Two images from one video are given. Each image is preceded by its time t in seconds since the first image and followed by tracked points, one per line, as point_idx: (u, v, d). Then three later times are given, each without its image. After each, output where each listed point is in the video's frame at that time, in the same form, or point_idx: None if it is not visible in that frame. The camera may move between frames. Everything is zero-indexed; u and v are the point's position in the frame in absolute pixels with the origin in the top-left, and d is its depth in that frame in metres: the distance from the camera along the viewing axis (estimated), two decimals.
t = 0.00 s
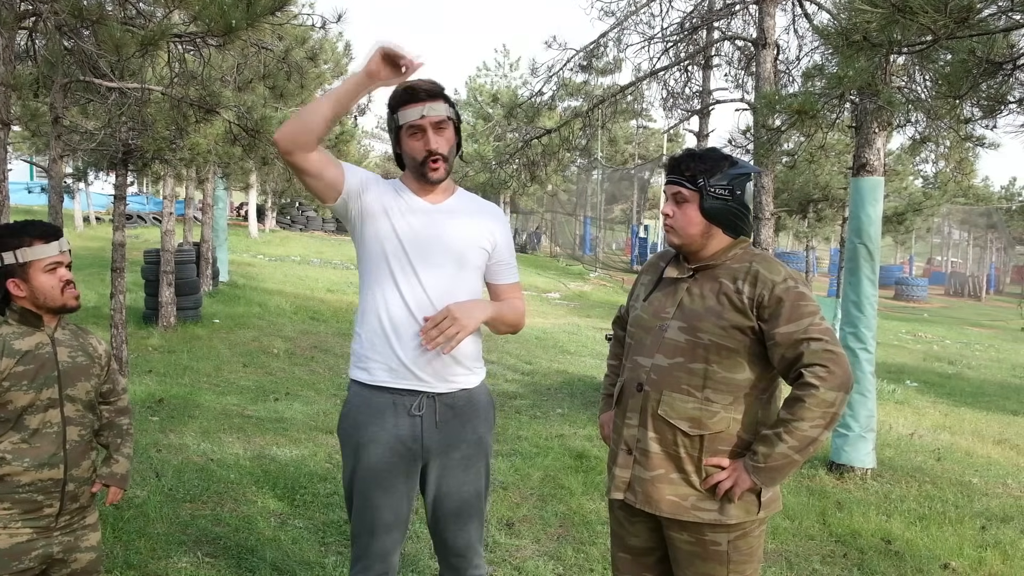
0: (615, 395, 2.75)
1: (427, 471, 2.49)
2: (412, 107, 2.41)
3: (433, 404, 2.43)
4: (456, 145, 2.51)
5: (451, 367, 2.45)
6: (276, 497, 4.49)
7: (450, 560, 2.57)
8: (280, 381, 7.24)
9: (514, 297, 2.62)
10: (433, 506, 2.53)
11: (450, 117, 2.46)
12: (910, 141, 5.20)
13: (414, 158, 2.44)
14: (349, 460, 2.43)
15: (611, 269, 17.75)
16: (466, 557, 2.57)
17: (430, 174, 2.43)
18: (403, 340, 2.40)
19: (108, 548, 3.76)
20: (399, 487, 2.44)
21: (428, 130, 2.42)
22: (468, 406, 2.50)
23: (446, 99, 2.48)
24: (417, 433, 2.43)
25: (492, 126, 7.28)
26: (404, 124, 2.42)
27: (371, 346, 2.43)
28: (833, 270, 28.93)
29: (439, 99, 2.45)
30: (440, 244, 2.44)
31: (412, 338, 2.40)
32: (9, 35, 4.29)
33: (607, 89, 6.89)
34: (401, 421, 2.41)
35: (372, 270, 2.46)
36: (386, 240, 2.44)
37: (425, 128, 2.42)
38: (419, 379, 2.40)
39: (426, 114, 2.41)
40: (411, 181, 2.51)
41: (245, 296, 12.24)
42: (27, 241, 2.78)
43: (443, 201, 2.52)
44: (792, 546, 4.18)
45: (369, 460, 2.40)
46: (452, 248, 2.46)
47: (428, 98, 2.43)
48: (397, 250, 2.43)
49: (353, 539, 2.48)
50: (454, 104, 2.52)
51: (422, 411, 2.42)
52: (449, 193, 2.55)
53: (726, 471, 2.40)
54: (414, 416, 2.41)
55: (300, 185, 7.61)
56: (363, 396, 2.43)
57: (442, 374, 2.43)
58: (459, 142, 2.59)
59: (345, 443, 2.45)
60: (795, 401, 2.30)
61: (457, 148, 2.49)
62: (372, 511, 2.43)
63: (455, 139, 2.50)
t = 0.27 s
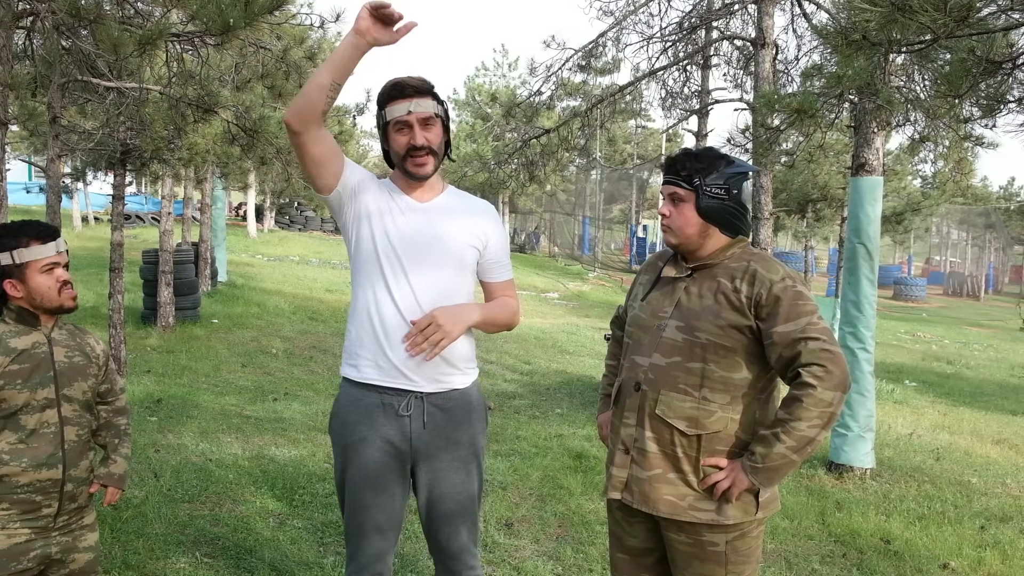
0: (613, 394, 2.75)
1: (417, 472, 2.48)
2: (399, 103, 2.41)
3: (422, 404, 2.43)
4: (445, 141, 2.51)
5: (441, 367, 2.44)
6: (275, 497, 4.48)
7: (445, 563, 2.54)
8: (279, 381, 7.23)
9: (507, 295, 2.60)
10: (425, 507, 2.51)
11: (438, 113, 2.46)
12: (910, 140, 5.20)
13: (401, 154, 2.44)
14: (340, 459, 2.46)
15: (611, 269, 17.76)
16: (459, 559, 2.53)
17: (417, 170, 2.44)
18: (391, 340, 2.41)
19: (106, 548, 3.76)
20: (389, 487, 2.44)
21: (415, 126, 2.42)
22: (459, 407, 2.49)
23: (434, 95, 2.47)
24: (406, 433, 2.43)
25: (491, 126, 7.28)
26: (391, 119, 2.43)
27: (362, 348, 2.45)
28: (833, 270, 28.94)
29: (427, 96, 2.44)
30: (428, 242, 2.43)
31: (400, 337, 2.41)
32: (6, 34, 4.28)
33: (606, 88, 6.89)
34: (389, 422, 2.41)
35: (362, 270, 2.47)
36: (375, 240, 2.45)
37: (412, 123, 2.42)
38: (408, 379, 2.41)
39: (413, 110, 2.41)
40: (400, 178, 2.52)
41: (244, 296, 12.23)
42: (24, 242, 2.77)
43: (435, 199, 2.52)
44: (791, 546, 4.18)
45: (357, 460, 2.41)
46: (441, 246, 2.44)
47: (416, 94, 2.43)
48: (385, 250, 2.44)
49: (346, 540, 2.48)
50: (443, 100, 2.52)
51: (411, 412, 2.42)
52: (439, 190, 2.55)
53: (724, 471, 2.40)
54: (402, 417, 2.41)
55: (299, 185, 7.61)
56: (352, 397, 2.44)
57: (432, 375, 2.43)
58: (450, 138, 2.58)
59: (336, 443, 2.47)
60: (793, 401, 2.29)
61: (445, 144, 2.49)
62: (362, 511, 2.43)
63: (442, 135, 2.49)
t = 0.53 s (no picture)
0: (617, 395, 2.75)
1: (416, 472, 2.49)
2: (392, 101, 2.42)
3: (421, 403, 2.43)
4: (440, 138, 2.51)
5: (439, 366, 2.44)
6: (278, 497, 4.49)
7: (445, 563, 2.56)
8: (283, 382, 7.23)
9: (506, 294, 2.59)
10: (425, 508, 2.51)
11: (432, 110, 2.46)
12: (913, 141, 5.20)
13: (397, 152, 2.45)
14: (340, 459, 2.47)
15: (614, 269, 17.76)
16: (460, 559, 2.55)
17: (413, 166, 2.44)
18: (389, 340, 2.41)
19: (110, 548, 3.76)
20: (388, 487, 2.45)
21: (408, 123, 2.42)
22: (458, 408, 2.49)
23: (428, 93, 2.47)
24: (404, 434, 2.43)
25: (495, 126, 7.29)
26: (385, 117, 2.43)
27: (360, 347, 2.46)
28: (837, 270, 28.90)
29: (420, 93, 2.44)
30: (423, 241, 2.43)
31: (398, 337, 2.41)
32: (11, 34, 4.29)
33: (609, 89, 6.89)
34: (388, 422, 2.42)
35: (360, 271, 2.49)
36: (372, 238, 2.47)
37: (405, 121, 2.42)
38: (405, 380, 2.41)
39: (406, 106, 2.41)
40: (399, 177, 2.53)
41: (247, 296, 12.24)
42: (23, 242, 2.77)
43: (431, 197, 2.52)
44: (795, 547, 4.18)
45: (356, 460, 2.42)
46: (436, 244, 2.44)
47: (409, 92, 2.43)
48: (380, 248, 2.45)
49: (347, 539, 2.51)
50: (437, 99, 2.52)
51: (410, 412, 2.42)
52: (436, 188, 2.56)
53: (729, 472, 2.39)
54: (400, 417, 2.41)
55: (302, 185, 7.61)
56: (351, 397, 2.45)
57: (429, 374, 2.43)
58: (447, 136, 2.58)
59: (336, 443, 2.48)
60: (798, 401, 2.29)
61: (440, 142, 2.48)
62: (362, 511, 2.44)
63: (437, 133, 2.49)
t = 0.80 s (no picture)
0: (634, 397, 2.74)
1: (432, 471, 2.50)
2: (421, 104, 2.42)
3: (437, 403, 2.44)
4: (462, 144, 2.52)
5: (454, 367, 2.45)
6: (296, 497, 4.51)
7: (462, 563, 2.57)
8: (300, 382, 7.26)
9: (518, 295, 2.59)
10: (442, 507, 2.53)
11: (457, 116, 2.47)
12: (933, 141, 5.16)
13: (419, 155, 2.44)
14: (356, 460, 2.47)
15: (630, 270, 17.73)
16: (477, 558, 2.56)
17: (434, 171, 2.45)
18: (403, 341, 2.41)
19: (131, 546, 3.79)
20: (405, 487, 2.46)
21: (435, 127, 2.42)
22: (473, 408, 2.50)
23: (454, 99, 2.49)
24: (422, 433, 2.44)
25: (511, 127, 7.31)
26: (411, 120, 2.43)
27: (375, 348, 2.45)
28: (854, 271, 28.70)
29: (448, 98, 2.46)
30: (433, 242, 2.44)
31: (412, 337, 2.41)
32: (32, 37, 4.33)
33: (625, 89, 6.88)
34: (404, 420, 2.43)
35: (371, 274, 2.49)
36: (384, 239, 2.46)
37: (432, 125, 2.42)
38: (421, 380, 2.41)
39: (433, 111, 2.41)
40: (413, 178, 2.51)
41: (264, 297, 12.30)
42: (39, 244, 2.77)
43: (443, 200, 2.52)
44: (813, 549, 4.16)
45: (373, 460, 2.43)
46: (448, 245, 2.45)
47: (436, 95, 2.44)
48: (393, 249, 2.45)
49: (364, 539, 2.51)
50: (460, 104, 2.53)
51: (425, 411, 2.43)
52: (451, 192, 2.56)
53: (748, 473, 2.39)
54: (416, 416, 2.43)
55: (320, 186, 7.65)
56: (367, 397, 2.45)
57: (445, 375, 2.44)
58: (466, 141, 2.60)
59: (352, 443, 2.49)
60: (817, 402, 2.28)
61: (461, 147, 2.50)
62: (379, 511, 2.45)
63: (460, 139, 2.50)
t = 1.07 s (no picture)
0: (660, 398, 2.71)
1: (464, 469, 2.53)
2: (490, 117, 2.47)
3: (474, 402, 2.47)
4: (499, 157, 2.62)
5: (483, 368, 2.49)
6: (324, 495, 4.54)
7: (487, 558, 2.63)
8: (327, 380, 7.31)
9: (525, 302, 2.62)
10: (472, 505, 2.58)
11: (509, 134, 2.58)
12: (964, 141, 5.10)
13: (473, 164, 2.50)
14: (389, 463, 2.45)
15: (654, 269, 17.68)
16: (505, 554, 2.63)
17: (480, 184, 2.53)
18: (439, 348, 2.42)
19: (161, 542, 3.83)
20: (440, 488, 2.47)
21: (495, 143, 2.52)
22: (503, 404, 2.57)
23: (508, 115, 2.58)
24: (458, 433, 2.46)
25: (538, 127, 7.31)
26: (477, 130, 2.47)
27: (405, 353, 2.43)
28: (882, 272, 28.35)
29: (507, 115, 2.54)
30: (462, 247, 2.46)
31: (449, 344, 2.43)
32: (67, 39, 4.40)
33: (652, 89, 6.87)
34: (442, 422, 2.43)
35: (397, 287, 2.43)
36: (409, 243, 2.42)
37: (494, 140, 2.51)
38: (461, 385, 2.45)
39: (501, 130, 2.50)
40: (443, 180, 2.55)
41: (290, 296, 12.40)
42: (70, 245, 2.80)
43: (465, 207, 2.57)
44: (841, 552, 4.13)
45: (409, 463, 2.42)
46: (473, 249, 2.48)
47: (501, 112, 2.51)
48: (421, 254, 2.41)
49: (393, 541, 2.51)
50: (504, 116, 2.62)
51: (463, 410, 2.46)
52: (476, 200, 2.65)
53: (778, 475, 2.37)
54: (455, 415, 2.45)
55: (348, 186, 7.69)
56: (400, 399, 2.43)
57: (476, 377, 2.47)
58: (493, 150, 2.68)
59: (383, 446, 2.46)
60: (848, 403, 2.26)
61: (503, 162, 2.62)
62: (414, 512, 2.46)
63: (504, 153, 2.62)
